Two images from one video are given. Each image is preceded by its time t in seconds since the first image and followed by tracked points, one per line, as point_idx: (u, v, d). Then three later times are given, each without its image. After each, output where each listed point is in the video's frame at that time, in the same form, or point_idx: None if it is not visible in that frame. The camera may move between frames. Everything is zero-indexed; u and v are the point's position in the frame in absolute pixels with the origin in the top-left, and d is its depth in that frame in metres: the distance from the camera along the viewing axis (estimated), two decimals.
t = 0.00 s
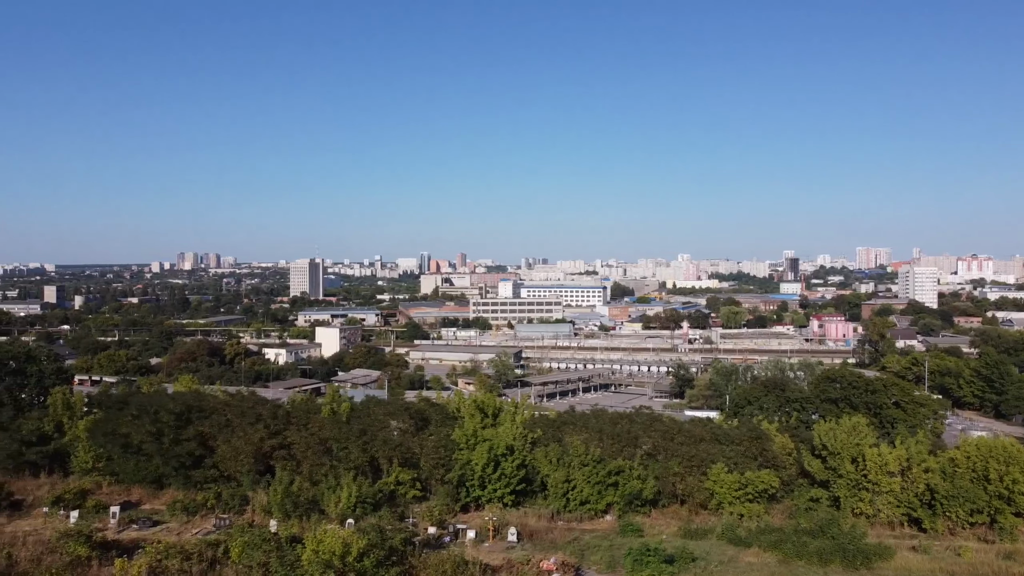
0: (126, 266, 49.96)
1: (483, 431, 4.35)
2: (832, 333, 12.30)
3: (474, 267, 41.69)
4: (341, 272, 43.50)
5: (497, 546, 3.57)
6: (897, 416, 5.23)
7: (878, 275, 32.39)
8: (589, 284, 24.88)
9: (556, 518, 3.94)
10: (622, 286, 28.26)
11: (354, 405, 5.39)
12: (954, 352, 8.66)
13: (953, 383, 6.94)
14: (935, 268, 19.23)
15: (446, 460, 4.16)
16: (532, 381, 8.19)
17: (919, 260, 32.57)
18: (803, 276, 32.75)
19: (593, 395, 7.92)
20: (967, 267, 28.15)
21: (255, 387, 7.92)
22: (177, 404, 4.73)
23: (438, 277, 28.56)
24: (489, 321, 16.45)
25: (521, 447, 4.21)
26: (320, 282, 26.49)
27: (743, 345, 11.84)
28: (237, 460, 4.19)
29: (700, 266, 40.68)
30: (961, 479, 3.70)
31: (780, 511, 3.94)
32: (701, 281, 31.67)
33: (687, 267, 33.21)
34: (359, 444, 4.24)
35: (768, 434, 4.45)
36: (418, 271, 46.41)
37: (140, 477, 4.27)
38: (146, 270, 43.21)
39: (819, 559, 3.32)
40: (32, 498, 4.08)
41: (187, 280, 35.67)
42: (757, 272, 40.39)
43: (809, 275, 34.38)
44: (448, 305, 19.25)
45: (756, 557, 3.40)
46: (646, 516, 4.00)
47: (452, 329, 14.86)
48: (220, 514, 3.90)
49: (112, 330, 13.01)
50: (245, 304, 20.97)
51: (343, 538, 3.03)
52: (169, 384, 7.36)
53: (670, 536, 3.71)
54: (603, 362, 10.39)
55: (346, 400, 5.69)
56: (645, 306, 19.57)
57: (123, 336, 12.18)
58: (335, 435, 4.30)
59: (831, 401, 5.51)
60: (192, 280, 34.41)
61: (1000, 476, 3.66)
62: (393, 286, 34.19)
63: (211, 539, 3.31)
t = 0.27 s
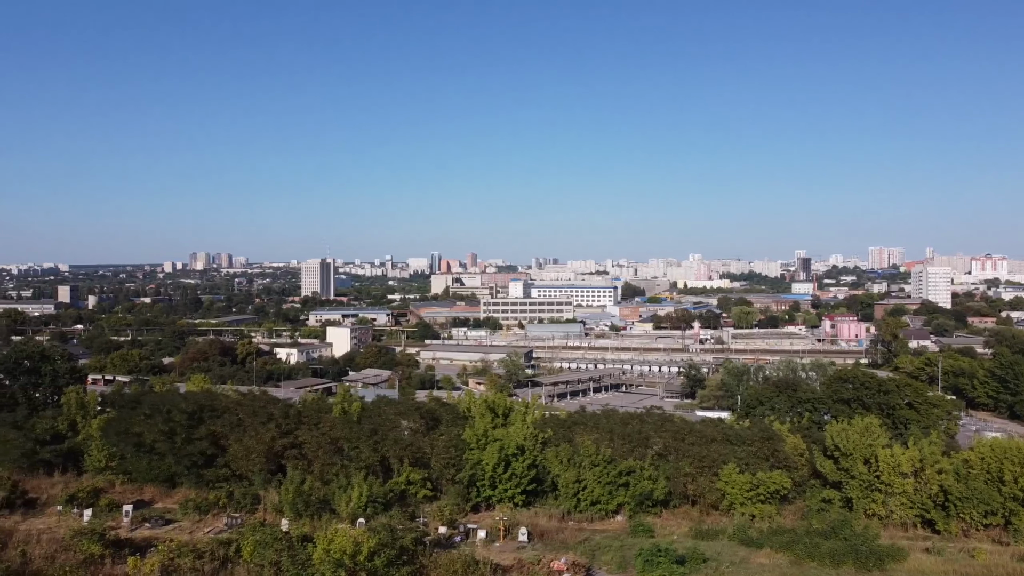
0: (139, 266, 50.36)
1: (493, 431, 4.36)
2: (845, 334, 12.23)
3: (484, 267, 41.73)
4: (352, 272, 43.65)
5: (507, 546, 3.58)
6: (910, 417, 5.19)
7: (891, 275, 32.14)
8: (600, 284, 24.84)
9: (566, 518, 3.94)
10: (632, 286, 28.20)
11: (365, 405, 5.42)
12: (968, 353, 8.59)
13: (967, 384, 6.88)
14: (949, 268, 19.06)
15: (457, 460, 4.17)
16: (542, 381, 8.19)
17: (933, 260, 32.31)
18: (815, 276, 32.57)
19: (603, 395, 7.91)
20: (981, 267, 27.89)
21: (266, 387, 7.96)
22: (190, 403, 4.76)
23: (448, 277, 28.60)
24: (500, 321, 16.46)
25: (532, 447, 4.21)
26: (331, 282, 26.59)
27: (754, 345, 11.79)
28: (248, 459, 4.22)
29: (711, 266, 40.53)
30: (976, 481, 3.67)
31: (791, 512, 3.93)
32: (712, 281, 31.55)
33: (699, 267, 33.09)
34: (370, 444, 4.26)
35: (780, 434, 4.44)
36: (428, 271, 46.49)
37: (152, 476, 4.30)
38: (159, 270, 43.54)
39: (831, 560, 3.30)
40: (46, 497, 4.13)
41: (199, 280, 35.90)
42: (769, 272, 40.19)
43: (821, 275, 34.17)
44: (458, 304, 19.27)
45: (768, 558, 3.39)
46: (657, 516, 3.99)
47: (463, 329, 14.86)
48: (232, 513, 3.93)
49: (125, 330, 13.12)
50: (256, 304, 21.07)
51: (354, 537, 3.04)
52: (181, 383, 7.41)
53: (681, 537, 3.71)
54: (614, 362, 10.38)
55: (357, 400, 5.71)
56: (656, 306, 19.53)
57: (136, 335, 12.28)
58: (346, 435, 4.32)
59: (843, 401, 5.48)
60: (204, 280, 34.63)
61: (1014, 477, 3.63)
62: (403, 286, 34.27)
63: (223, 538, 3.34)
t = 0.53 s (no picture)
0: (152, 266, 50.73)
1: (504, 430, 4.37)
2: (857, 334, 12.15)
3: (495, 267, 41.75)
4: (363, 272, 43.79)
5: (518, 546, 3.59)
6: (923, 418, 5.16)
7: (904, 275, 31.91)
8: (610, 284, 24.80)
9: (577, 518, 3.95)
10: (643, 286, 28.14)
11: (376, 405, 5.45)
12: (982, 353, 8.52)
13: (981, 385, 6.83)
14: (963, 268, 18.91)
15: (467, 460, 4.19)
16: (553, 381, 8.20)
17: (946, 260, 32.06)
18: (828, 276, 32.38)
19: (614, 395, 7.91)
20: (995, 267, 27.64)
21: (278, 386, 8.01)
22: (201, 402, 4.80)
23: (458, 277, 28.64)
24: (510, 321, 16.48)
25: (542, 447, 4.22)
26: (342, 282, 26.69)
27: (766, 345, 11.74)
28: (260, 458, 4.25)
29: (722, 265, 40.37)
30: (990, 483, 3.64)
31: (803, 513, 3.92)
32: (724, 280, 31.43)
33: (710, 267, 32.98)
34: (381, 444, 4.28)
35: (792, 435, 4.43)
36: (439, 271, 46.57)
37: (165, 474, 4.34)
38: (171, 270, 43.84)
39: (843, 561, 3.29)
40: (60, 495, 4.18)
41: (211, 280, 36.10)
42: (780, 272, 40.00)
43: (834, 275, 33.97)
44: (469, 304, 19.30)
45: (779, 559, 3.39)
46: (668, 517, 3.99)
47: (474, 329, 14.82)
48: (244, 512, 3.96)
49: (138, 329, 13.22)
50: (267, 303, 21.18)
51: (364, 537, 3.06)
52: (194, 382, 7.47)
53: (692, 537, 3.70)
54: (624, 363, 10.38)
55: (369, 399, 5.74)
56: (667, 306, 19.49)
57: (148, 335, 12.38)
58: (357, 434, 4.35)
59: (855, 402, 5.46)
60: (216, 280, 34.83)
61: None
62: (414, 286, 34.33)
63: (234, 537, 3.37)
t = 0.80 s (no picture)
0: (165, 266, 51.08)
1: (514, 431, 4.38)
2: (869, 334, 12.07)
3: (505, 267, 41.76)
4: (374, 272, 43.91)
5: (528, 546, 3.60)
6: (936, 419, 5.13)
7: (918, 275, 31.66)
8: (621, 284, 24.76)
9: (587, 518, 3.95)
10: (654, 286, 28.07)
11: (387, 405, 5.47)
12: (996, 354, 8.45)
13: (995, 386, 6.78)
14: (977, 268, 18.75)
15: (478, 460, 4.20)
16: (563, 381, 8.20)
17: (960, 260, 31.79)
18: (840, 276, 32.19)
19: (625, 395, 7.91)
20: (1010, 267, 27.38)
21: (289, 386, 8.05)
22: (213, 402, 4.84)
23: (469, 277, 28.67)
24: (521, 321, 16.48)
25: (553, 447, 4.22)
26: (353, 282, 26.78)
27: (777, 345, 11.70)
28: (271, 458, 4.28)
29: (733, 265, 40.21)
30: (1005, 485, 3.61)
31: (815, 515, 3.90)
32: (735, 280, 31.31)
33: (721, 267, 32.86)
34: (391, 444, 4.30)
35: (804, 436, 4.41)
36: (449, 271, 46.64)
37: (177, 473, 4.38)
38: (184, 270, 44.12)
39: (856, 563, 3.27)
40: (73, 494, 4.22)
41: (223, 280, 36.30)
42: (792, 272, 39.79)
43: (846, 275, 33.76)
44: (479, 304, 19.32)
45: (791, 561, 3.38)
46: (679, 517, 3.99)
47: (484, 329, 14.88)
48: (255, 511, 3.99)
49: (150, 329, 13.32)
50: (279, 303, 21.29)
51: (375, 536, 3.08)
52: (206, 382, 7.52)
53: (704, 538, 3.70)
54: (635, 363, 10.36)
55: (379, 399, 5.76)
56: (678, 306, 19.43)
57: (161, 335, 12.48)
58: (368, 434, 4.36)
59: (868, 402, 5.43)
60: (228, 280, 35.02)
61: None
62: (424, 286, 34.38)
63: (246, 536, 3.39)
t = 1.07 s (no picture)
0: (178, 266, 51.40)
1: (525, 431, 4.39)
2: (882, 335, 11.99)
3: (515, 267, 41.75)
4: (385, 272, 44.02)
5: (539, 546, 3.60)
6: (950, 419, 5.09)
7: (931, 275, 31.39)
8: (632, 284, 24.71)
9: (598, 519, 3.96)
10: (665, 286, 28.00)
11: (398, 404, 5.49)
12: (1011, 355, 8.37)
13: (1009, 387, 6.72)
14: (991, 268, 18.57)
15: (488, 460, 4.21)
16: (574, 381, 8.20)
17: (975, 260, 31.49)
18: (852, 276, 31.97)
19: (636, 395, 7.90)
20: None
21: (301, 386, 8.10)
22: (225, 401, 4.88)
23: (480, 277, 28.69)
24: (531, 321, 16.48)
25: (564, 447, 4.23)
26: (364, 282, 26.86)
27: (789, 346, 11.64)
28: (283, 457, 4.31)
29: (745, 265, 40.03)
30: (1020, 486, 3.58)
31: (827, 516, 3.88)
32: (746, 280, 31.17)
33: (733, 267, 32.72)
34: (402, 443, 4.32)
35: (816, 436, 4.39)
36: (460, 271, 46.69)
37: (189, 472, 4.42)
38: (196, 270, 44.39)
39: (869, 564, 3.25)
40: (87, 492, 4.27)
41: (235, 280, 36.49)
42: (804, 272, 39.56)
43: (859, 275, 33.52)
44: (490, 304, 19.34)
45: (803, 562, 3.37)
46: (690, 518, 3.98)
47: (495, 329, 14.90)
48: (266, 510, 4.01)
49: (163, 329, 13.41)
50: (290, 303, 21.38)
51: (385, 536, 3.09)
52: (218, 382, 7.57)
53: (715, 539, 3.69)
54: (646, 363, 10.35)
55: (390, 399, 5.78)
56: (689, 306, 19.38)
57: (173, 334, 12.56)
58: (378, 433, 4.38)
59: (880, 403, 5.40)
60: (240, 280, 35.19)
61: None
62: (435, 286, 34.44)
63: (257, 535, 3.41)
